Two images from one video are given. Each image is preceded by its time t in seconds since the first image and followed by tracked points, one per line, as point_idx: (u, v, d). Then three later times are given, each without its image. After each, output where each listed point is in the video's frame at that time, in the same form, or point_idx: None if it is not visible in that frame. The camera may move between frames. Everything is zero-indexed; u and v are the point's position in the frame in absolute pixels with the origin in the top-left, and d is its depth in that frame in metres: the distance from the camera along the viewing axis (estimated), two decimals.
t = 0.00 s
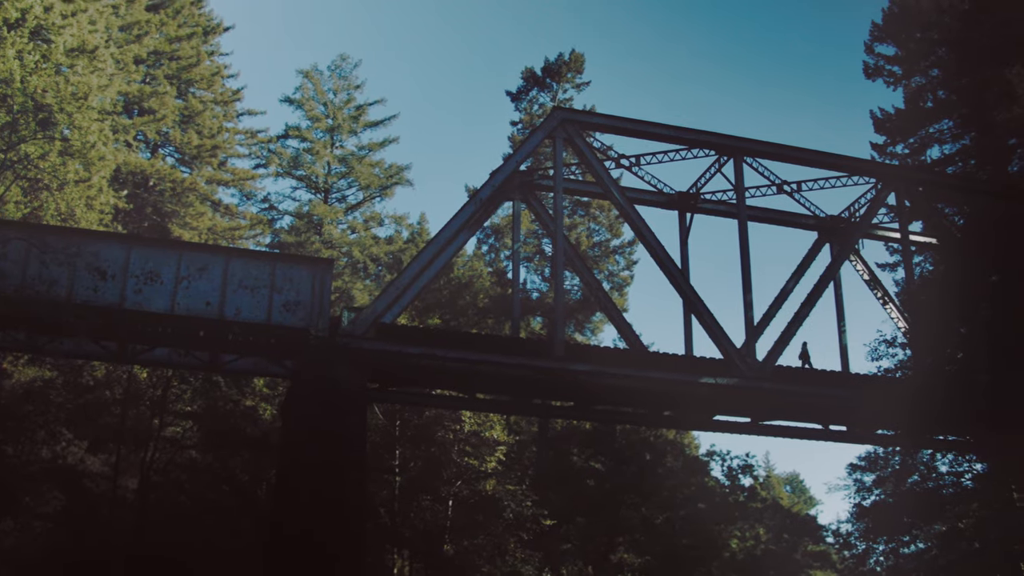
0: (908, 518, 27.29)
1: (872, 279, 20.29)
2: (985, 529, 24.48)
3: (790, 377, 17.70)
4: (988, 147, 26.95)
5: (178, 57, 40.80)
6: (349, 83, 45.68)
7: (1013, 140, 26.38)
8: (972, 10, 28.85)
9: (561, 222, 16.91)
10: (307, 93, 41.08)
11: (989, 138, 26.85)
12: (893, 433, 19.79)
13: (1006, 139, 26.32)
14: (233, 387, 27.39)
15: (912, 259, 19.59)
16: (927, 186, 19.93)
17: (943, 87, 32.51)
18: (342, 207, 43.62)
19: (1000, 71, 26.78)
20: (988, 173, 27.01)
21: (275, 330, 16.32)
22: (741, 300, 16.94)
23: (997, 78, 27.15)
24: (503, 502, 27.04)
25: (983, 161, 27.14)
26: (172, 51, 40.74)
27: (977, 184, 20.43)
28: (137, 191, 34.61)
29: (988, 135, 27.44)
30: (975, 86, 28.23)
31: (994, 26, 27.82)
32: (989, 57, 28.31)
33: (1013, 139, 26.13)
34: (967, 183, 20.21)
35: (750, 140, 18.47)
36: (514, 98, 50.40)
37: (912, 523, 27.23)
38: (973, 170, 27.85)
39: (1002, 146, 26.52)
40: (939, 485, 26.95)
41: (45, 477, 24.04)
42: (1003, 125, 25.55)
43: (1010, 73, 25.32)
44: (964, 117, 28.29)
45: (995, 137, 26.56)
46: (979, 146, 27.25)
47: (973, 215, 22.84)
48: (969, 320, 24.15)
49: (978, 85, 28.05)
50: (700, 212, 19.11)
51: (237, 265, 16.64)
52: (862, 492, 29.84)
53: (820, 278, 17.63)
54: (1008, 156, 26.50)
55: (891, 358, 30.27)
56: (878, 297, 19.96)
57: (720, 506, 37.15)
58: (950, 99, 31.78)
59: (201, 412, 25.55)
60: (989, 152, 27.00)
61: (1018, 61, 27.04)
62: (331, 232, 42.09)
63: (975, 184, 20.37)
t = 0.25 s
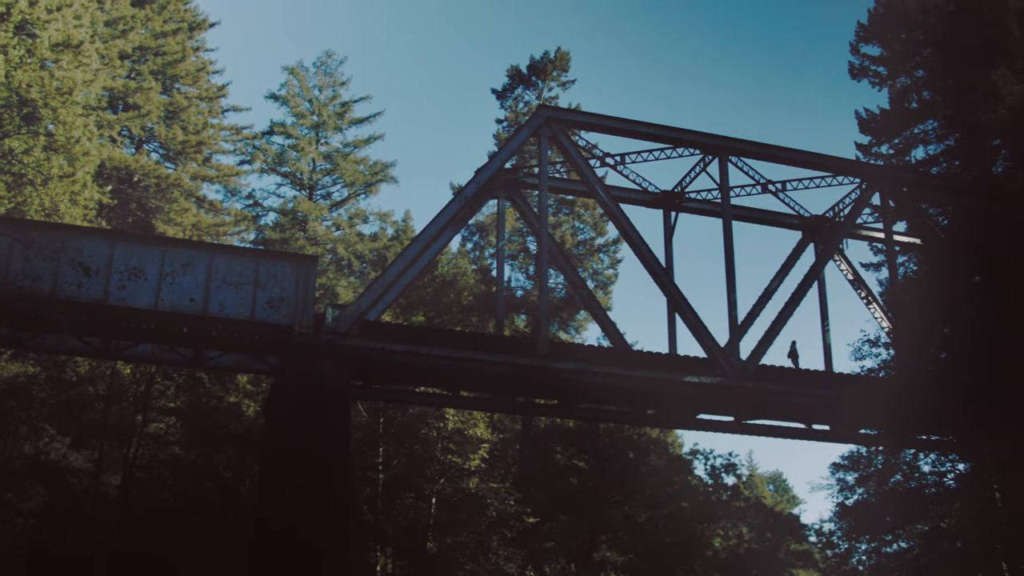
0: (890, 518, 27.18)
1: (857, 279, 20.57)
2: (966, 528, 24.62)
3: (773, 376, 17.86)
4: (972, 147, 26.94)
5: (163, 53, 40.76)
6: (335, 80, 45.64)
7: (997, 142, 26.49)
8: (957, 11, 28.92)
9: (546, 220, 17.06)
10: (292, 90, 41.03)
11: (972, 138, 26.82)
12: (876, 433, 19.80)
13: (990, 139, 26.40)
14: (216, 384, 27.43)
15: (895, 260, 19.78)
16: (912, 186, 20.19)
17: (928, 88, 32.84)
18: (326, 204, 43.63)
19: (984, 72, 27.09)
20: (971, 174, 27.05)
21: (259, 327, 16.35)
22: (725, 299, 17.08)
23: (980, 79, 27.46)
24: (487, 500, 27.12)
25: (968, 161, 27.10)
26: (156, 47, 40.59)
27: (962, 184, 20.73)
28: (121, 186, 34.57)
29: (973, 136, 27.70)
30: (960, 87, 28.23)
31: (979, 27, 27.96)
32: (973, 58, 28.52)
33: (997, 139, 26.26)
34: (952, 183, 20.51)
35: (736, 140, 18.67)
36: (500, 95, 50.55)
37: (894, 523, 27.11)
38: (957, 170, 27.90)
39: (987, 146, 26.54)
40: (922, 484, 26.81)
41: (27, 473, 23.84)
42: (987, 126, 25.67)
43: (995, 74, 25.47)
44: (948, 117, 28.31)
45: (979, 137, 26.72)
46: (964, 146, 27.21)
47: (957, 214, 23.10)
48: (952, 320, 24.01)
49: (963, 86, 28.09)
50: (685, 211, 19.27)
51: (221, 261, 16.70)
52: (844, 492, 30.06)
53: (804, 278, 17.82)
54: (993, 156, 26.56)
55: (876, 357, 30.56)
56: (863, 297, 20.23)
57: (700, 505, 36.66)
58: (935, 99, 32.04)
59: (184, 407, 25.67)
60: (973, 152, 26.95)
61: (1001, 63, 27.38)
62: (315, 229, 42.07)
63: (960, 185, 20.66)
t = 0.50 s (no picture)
0: (870, 517, 27.42)
1: (840, 278, 20.79)
2: (947, 528, 24.64)
3: (756, 375, 17.96)
4: (955, 148, 26.39)
5: (147, 48, 40.42)
6: (319, 77, 45.66)
7: (980, 142, 26.07)
8: (942, 12, 29.54)
9: (530, 218, 17.21)
10: (277, 86, 40.94)
11: (954, 139, 26.70)
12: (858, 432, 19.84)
13: (975, 139, 25.95)
14: (199, 380, 27.47)
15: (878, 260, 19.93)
16: (895, 186, 20.05)
17: (912, 88, 33.15)
18: (310, 200, 43.58)
19: (968, 74, 27.32)
20: (954, 174, 26.25)
21: (242, 323, 16.29)
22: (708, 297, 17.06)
23: (964, 80, 27.69)
24: (469, 498, 27.34)
25: (951, 161, 26.42)
26: (141, 42, 40.25)
27: (945, 186, 20.75)
28: (104, 181, 34.42)
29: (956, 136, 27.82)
30: (944, 87, 28.30)
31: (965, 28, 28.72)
32: (958, 60, 29.01)
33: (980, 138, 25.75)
34: (935, 185, 20.36)
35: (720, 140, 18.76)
36: (484, 93, 50.71)
37: (874, 522, 27.33)
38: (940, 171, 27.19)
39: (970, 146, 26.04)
40: (903, 484, 27.05)
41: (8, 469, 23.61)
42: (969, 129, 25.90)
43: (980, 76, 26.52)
44: (934, 117, 28.12)
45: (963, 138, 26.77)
46: (948, 146, 26.77)
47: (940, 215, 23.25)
48: (934, 320, 24.33)
49: (948, 87, 28.10)
50: (668, 210, 19.38)
51: (204, 257, 16.69)
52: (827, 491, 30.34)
53: (786, 277, 17.95)
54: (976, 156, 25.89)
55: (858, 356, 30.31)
56: (847, 296, 20.48)
57: (681, 503, 35.85)
58: (918, 100, 32.35)
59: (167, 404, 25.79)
60: (956, 153, 26.37)
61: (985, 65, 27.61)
62: (299, 225, 42.03)
63: (944, 186, 20.56)
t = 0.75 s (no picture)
0: (851, 516, 27.74)
1: (822, 278, 21.00)
2: (929, 527, 24.73)
3: (741, 374, 17.95)
4: (936, 149, 26.59)
5: (131, 42, 39.87)
6: (304, 73, 45.59)
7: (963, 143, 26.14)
8: (925, 12, 29.56)
9: (513, 216, 17.38)
10: (260, 81, 40.87)
11: (938, 140, 26.85)
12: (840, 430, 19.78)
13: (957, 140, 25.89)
14: (181, 376, 27.60)
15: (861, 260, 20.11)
16: (878, 185, 20.20)
17: (895, 89, 33.49)
18: (293, 196, 43.58)
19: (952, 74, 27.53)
20: (937, 175, 26.43)
21: (224, 319, 16.21)
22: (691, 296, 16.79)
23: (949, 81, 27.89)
24: (451, 495, 27.03)
25: (933, 162, 26.58)
26: (124, 37, 39.79)
27: (928, 186, 20.74)
28: (87, 176, 34.30)
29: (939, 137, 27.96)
30: (929, 87, 28.95)
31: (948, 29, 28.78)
32: (941, 61, 29.27)
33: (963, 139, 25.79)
34: (917, 185, 20.38)
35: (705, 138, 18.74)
36: (468, 90, 50.91)
37: (856, 520, 27.58)
38: (923, 170, 27.26)
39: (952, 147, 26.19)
40: (885, 482, 27.26)
41: None
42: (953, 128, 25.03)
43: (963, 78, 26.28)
44: (916, 117, 28.49)
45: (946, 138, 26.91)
46: (930, 146, 26.84)
47: (924, 215, 23.32)
48: (916, 319, 24.17)
49: (930, 87, 28.68)
50: (652, 208, 19.60)
51: (186, 253, 16.53)
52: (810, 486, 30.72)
53: (770, 276, 17.99)
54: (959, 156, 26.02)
55: (840, 355, 30.35)
56: (828, 296, 20.69)
57: (665, 500, 36.75)
58: (901, 101, 32.69)
59: (148, 399, 25.77)
60: (939, 153, 26.52)
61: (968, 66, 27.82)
62: (282, 221, 42.10)
63: (926, 186, 20.64)
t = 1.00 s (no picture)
0: (833, 515, 27.51)
1: (805, 277, 21.07)
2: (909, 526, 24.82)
3: (725, 373, 17.79)
4: (922, 150, 26.80)
5: (115, 37, 39.79)
6: (288, 68, 45.44)
7: (947, 143, 26.17)
8: (910, 12, 29.14)
9: (497, 212, 17.48)
10: (244, 77, 40.77)
11: (921, 139, 27.03)
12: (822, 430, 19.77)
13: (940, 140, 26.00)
14: (162, 371, 28.08)
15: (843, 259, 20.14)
16: (861, 185, 19.97)
17: (880, 89, 33.76)
18: (277, 192, 43.59)
19: (936, 74, 27.62)
20: (921, 175, 26.88)
21: (207, 314, 16.00)
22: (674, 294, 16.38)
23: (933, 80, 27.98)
24: (434, 493, 27.27)
25: (917, 161, 26.93)
26: (109, 30, 39.65)
27: (911, 187, 20.43)
28: (70, 170, 34.13)
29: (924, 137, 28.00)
30: (910, 88, 28.63)
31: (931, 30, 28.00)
32: (927, 61, 28.82)
33: (945, 140, 25.99)
34: (902, 185, 20.30)
35: (690, 136, 18.48)
36: (452, 87, 51.07)
37: (837, 519, 27.34)
38: (908, 170, 27.69)
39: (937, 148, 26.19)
40: (866, 482, 27.01)
41: None
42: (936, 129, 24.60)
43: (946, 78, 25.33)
44: (901, 118, 28.74)
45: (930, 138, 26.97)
46: (914, 146, 27.10)
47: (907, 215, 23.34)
48: (898, 320, 23.96)
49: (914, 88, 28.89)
50: (635, 206, 19.79)
51: (169, 248, 16.32)
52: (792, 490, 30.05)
53: (753, 275, 17.42)
54: (943, 156, 26.36)
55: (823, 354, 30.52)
56: (811, 295, 20.63)
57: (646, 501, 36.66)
58: (886, 101, 32.98)
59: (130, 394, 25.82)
60: (922, 153, 26.85)
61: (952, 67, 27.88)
62: (265, 217, 42.05)
63: (911, 186, 20.33)
